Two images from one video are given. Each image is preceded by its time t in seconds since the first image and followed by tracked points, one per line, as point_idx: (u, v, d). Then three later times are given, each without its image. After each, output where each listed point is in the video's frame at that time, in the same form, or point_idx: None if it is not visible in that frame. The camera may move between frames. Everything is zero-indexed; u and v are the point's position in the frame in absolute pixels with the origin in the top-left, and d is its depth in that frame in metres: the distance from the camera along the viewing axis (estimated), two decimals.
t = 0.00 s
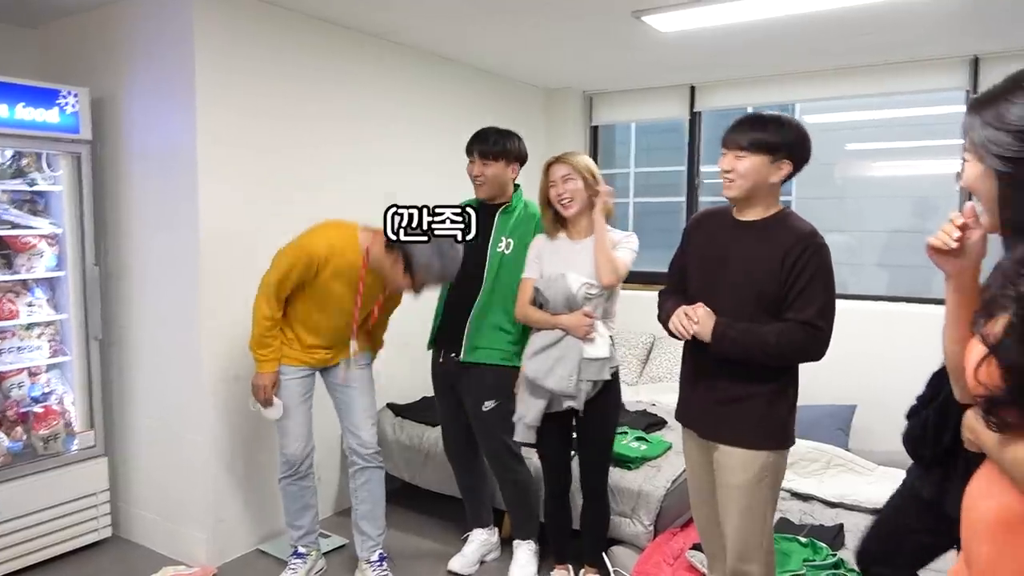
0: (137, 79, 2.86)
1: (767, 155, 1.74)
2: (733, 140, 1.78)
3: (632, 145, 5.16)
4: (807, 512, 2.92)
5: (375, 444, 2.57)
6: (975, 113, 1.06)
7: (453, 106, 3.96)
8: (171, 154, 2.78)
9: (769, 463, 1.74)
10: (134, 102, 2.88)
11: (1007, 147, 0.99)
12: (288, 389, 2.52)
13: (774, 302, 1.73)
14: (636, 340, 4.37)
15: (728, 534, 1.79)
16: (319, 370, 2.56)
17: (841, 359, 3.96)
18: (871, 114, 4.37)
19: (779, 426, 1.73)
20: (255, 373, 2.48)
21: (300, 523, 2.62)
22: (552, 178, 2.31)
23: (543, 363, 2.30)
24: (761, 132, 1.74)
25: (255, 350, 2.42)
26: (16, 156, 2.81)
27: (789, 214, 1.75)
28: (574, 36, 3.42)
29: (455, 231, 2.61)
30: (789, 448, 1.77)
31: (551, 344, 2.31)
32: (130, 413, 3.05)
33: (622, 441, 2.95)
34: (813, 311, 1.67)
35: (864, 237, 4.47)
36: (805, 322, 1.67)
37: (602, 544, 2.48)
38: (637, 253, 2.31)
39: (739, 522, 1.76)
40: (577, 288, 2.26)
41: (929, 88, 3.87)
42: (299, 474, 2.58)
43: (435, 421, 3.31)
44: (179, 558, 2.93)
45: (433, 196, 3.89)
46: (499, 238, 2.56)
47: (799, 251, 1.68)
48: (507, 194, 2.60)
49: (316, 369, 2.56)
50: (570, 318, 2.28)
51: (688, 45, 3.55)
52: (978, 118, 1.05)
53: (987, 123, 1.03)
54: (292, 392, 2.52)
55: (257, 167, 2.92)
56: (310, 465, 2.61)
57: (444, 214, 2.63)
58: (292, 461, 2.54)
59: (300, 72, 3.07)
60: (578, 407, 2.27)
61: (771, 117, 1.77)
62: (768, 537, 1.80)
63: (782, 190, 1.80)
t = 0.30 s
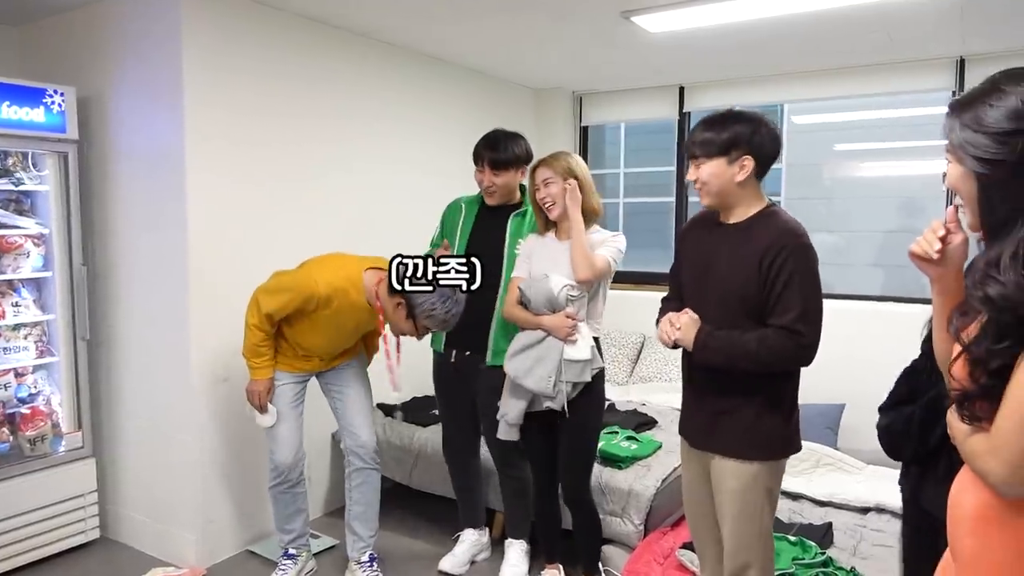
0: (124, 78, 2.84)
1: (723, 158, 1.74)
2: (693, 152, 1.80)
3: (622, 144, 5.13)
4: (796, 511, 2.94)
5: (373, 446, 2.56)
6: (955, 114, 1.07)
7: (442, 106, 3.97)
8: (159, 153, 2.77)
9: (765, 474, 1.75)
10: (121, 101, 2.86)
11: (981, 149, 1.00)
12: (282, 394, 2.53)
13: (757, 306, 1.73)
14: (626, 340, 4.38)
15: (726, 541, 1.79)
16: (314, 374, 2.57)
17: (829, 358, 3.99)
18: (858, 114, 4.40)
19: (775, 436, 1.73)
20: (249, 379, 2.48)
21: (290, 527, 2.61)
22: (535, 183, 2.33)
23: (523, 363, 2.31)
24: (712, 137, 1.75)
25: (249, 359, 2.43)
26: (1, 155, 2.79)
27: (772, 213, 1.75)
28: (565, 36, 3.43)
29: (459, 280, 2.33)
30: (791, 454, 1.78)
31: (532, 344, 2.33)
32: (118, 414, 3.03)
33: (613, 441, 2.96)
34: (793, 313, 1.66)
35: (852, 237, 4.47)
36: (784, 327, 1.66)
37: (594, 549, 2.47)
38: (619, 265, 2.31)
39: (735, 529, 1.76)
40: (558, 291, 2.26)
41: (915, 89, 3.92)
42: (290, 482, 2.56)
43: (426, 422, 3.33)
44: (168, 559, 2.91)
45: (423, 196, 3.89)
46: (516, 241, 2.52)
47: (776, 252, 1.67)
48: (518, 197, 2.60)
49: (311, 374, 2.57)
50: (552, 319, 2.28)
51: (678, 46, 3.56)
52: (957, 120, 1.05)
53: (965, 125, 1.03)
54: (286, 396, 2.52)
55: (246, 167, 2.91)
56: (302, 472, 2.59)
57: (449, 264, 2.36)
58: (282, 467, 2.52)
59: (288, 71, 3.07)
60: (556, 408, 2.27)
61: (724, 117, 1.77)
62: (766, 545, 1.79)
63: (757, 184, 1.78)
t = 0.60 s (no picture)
0: (127, 69, 2.84)
1: (698, 178, 1.73)
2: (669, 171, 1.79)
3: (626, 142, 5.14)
4: (794, 510, 2.94)
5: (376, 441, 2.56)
6: (960, 113, 1.07)
7: (445, 102, 3.97)
8: (160, 146, 2.77)
9: (767, 479, 1.75)
10: (125, 93, 2.86)
11: (986, 149, 1.00)
12: (285, 388, 2.53)
13: (742, 321, 1.74)
14: (627, 339, 4.36)
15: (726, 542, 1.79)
16: (315, 369, 2.58)
17: (830, 359, 4.00)
18: (861, 115, 4.40)
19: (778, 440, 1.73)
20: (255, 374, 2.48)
21: (289, 521, 2.61)
22: (546, 189, 2.33)
23: (521, 357, 2.34)
24: (682, 155, 1.73)
25: (254, 354, 2.41)
26: (4, 145, 2.79)
27: (757, 220, 1.74)
28: (568, 34, 3.43)
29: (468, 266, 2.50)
30: (795, 456, 1.78)
31: (531, 339, 2.35)
32: (118, 406, 3.04)
33: (613, 439, 2.96)
34: (771, 333, 1.64)
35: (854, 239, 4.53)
36: (763, 347, 1.65)
37: (595, 549, 2.47)
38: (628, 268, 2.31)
39: (734, 531, 1.77)
40: (553, 286, 2.28)
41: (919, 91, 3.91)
42: (291, 477, 2.56)
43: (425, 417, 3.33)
44: (167, 551, 2.92)
45: (425, 192, 3.89)
46: (534, 239, 2.52)
47: (755, 270, 1.67)
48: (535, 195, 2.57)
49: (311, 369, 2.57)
50: (550, 315, 2.29)
51: (682, 45, 3.56)
52: (963, 119, 1.05)
53: (971, 124, 1.03)
54: (287, 390, 2.53)
55: (248, 160, 2.91)
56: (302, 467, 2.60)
57: (457, 248, 2.56)
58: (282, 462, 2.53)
59: (292, 65, 3.07)
60: (546, 405, 2.30)
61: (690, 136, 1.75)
62: (767, 547, 1.80)
63: (739, 191, 1.76)
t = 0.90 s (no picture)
0: (123, 50, 2.82)
1: (671, 175, 1.74)
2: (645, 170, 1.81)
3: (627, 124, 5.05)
4: (791, 490, 2.95)
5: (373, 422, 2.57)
6: (963, 89, 1.05)
7: (445, 82, 3.94)
8: (157, 127, 2.75)
9: (764, 461, 1.75)
10: (120, 74, 2.84)
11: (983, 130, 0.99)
12: (282, 370, 2.54)
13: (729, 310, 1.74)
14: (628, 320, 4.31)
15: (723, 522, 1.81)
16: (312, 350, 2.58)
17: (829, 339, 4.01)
18: (864, 94, 4.36)
19: (775, 422, 1.73)
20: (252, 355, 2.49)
21: (289, 501, 2.64)
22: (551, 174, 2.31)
23: (529, 341, 2.36)
24: (652, 152, 1.74)
25: (251, 337, 2.42)
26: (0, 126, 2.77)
27: (740, 210, 1.74)
28: (568, 12, 3.39)
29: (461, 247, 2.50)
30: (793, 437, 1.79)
31: (539, 323, 2.36)
32: (118, 388, 3.05)
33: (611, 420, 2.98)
34: (750, 324, 1.64)
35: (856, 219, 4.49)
36: (744, 337, 1.65)
37: (598, 531, 2.46)
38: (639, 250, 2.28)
39: (731, 512, 1.78)
40: (561, 268, 2.28)
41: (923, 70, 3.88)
42: (290, 458, 2.58)
43: (424, 399, 3.34)
44: (169, 531, 2.94)
45: (425, 173, 3.87)
46: (541, 225, 2.50)
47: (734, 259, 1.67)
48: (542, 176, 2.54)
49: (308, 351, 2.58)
50: (558, 298, 2.29)
51: (683, 24, 3.53)
52: (964, 98, 1.03)
53: (971, 103, 1.01)
54: (285, 372, 2.54)
55: (246, 142, 2.90)
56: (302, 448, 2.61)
57: (452, 229, 2.55)
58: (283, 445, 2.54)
59: (290, 45, 3.04)
60: (556, 387, 2.30)
61: (655, 136, 1.75)
62: (763, 528, 1.80)
63: (716, 183, 1.75)
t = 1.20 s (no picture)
0: (115, 45, 2.81)
1: (664, 152, 1.76)
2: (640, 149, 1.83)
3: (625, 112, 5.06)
4: (788, 479, 2.96)
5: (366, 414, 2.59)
6: (961, 80, 1.00)
7: (438, 74, 3.93)
8: (150, 124, 2.75)
9: (749, 451, 1.76)
10: (112, 70, 2.83)
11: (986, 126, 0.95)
12: (279, 363, 2.53)
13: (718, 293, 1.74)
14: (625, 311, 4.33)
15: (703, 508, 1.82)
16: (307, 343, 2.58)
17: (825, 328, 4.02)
18: (860, 82, 4.35)
19: (762, 411, 1.74)
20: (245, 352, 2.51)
21: (288, 494, 2.65)
22: (556, 158, 2.27)
23: (523, 333, 2.36)
24: (651, 130, 1.77)
25: (244, 332, 2.44)
26: None
27: (731, 192, 1.74)
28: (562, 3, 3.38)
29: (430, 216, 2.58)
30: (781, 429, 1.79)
31: (534, 316, 2.36)
32: (116, 384, 3.06)
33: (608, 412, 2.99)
34: (739, 301, 1.65)
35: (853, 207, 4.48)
36: (733, 314, 1.66)
37: (598, 523, 2.46)
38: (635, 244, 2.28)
39: (714, 499, 1.79)
40: (555, 260, 2.28)
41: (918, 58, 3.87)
42: (287, 452, 2.59)
43: (422, 391, 3.35)
44: (168, 526, 2.96)
45: (420, 166, 3.86)
46: (535, 218, 2.49)
47: (725, 239, 1.67)
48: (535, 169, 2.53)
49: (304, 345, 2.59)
50: (551, 291, 2.28)
51: (677, 14, 3.52)
52: (965, 87, 0.99)
53: (972, 92, 0.97)
54: (282, 365, 2.53)
55: (239, 137, 2.89)
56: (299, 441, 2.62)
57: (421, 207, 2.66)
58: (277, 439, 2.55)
59: (282, 40, 3.03)
60: (549, 380, 2.31)
61: (652, 117, 1.78)
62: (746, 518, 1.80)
63: (710, 170, 1.77)
